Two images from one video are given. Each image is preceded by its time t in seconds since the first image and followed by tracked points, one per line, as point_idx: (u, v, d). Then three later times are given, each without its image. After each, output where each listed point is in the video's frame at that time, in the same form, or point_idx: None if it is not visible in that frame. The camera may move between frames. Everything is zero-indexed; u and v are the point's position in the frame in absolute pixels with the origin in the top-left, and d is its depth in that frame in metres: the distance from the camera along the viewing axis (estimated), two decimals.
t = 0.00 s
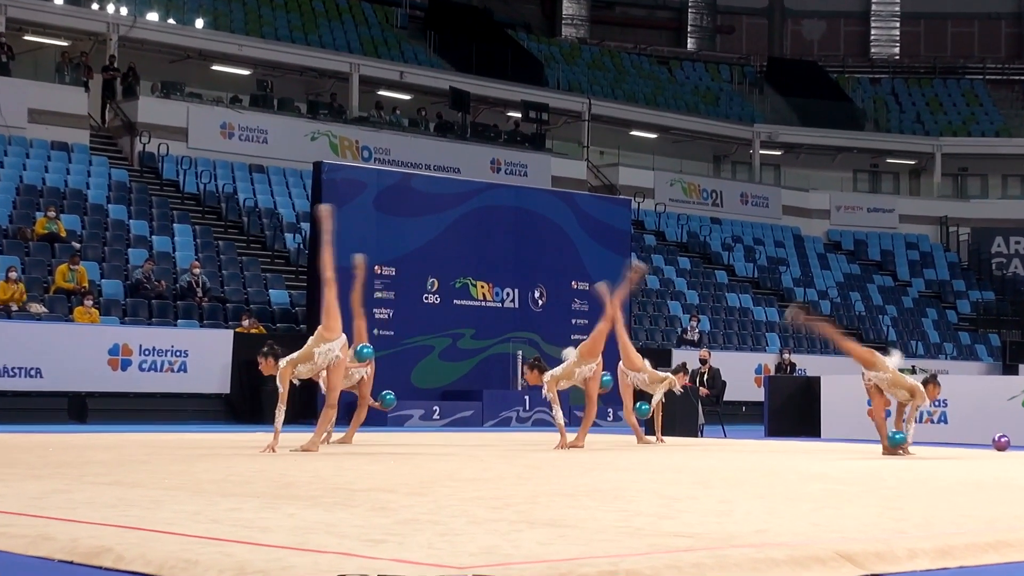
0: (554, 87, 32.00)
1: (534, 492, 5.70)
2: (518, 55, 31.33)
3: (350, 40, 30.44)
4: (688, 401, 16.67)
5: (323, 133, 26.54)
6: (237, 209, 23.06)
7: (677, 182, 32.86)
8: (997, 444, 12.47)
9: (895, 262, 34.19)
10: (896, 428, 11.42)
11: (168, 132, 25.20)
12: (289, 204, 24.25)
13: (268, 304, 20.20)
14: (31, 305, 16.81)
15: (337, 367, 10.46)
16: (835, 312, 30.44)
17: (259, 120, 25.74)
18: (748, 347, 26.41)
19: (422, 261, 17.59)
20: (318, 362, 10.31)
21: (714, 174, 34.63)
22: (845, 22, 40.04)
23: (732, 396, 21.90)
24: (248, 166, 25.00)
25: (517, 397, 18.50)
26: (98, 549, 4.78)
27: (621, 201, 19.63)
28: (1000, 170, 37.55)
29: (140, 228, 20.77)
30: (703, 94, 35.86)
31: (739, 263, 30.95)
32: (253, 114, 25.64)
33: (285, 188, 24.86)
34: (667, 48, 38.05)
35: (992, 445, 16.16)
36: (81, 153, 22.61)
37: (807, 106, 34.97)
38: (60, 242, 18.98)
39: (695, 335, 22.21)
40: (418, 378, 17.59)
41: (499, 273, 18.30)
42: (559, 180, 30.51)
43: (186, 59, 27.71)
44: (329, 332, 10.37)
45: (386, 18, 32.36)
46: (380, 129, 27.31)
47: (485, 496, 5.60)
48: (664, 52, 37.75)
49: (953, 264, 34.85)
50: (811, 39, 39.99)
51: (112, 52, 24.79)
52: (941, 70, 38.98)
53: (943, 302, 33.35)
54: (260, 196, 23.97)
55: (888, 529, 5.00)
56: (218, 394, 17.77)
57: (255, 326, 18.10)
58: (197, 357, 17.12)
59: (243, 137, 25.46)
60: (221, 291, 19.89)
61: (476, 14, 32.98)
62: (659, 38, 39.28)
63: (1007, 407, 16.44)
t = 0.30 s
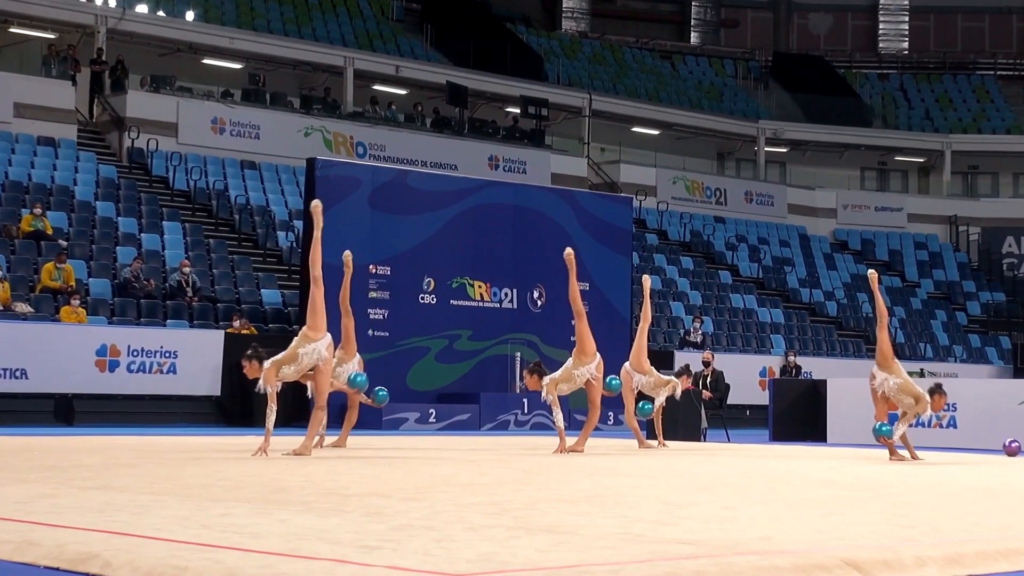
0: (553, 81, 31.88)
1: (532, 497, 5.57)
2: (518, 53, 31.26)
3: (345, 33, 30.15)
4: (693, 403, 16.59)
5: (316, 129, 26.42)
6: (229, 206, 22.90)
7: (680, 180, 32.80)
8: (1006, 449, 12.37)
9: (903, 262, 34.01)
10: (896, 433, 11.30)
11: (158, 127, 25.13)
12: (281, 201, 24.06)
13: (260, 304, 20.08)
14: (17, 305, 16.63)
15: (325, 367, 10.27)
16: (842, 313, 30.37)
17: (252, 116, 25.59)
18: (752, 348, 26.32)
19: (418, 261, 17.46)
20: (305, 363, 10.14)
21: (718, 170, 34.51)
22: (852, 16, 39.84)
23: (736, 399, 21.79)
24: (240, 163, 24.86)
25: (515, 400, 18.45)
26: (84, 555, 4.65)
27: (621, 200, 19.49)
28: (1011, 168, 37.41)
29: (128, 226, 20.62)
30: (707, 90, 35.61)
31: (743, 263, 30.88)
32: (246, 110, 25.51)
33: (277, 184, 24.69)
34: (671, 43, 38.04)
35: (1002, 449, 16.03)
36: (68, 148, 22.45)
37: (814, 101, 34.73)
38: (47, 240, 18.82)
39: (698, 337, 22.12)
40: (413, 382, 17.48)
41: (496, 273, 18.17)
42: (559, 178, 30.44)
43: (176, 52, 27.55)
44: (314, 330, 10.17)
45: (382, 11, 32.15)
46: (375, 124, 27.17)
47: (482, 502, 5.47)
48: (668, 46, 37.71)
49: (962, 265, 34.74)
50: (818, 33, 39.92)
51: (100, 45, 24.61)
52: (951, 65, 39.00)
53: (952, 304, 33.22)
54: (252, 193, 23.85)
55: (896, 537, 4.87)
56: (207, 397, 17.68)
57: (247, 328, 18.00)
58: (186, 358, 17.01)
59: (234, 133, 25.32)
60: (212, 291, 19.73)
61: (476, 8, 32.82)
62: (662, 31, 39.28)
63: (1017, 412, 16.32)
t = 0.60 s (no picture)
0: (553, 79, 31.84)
1: (529, 501, 5.48)
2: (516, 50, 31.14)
3: (340, 28, 30.06)
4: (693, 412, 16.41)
5: (310, 126, 26.32)
6: (222, 204, 22.77)
7: (681, 179, 32.73)
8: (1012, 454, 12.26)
9: (908, 262, 33.88)
10: (907, 433, 11.19)
11: (150, 124, 24.77)
12: (275, 200, 23.97)
13: (253, 303, 20.00)
14: (7, 304, 16.55)
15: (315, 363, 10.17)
16: (845, 315, 30.23)
17: (244, 112, 25.54)
18: (754, 350, 26.25)
19: (414, 260, 17.37)
20: (294, 358, 10.05)
21: (720, 169, 34.45)
22: (857, 11, 39.97)
23: (738, 401, 21.68)
24: (233, 160, 24.77)
25: (513, 403, 18.23)
26: (74, 559, 4.57)
27: (623, 198, 19.36)
28: (1017, 167, 37.32)
29: (118, 223, 20.60)
30: (709, 87, 35.73)
31: (745, 263, 30.73)
32: (239, 106, 25.46)
33: (270, 182, 24.62)
34: (672, 39, 38.00)
35: (1009, 453, 15.91)
36: (58, 145, 22.38)
37: (816, 99, 34.74)
38: (36, 238, 18.76)
39: (699, 339, 22.05)
40: (410, 383, 17.40)
41: (494, 272, 18.06)
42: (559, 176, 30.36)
43: (169, 47, 27.47)
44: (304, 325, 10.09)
45: (378, 6, 32.02)
46: (372, 121, 27.08)
47: (479, 506, 5.38)
48: (669, 42, 37.64)
49: (968, 265, 34.59)
50: (822, 29, 39.96)
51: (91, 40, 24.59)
52: (957, 62, 38.88)
53: (958, 305, 33.11)
54: (245, 191, 23.75)
55: (900, 542, 4.79)
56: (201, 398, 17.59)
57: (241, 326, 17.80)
58: (178, 359, 16.91)
59: (227, 130, 25.24)
60: (205, 290, 19.62)
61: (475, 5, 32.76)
62: (664, 27, 39.21)
63: None
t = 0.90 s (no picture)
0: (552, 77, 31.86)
1: (527, 499, 5.48)
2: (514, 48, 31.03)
3: (338, 27, 30.04)
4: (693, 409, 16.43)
5: (309, 124, 26.31)
6: (220, 202, 22.77)
7: (680, 177, 32.86)
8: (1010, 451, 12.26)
9: (906, 261, 33.82)
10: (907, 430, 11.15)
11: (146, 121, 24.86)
12: (274, 197, 23.99)
13: (252, 301, 20.06)
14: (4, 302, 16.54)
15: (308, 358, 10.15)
16: (843, 313, 30.31)
17: (242, 110, 25.52)
18: (752, 348, 26.25)
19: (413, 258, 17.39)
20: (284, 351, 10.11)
21: (719, 168, 34.45)
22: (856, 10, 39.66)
23: (735, 400, 21.69)
24: (232, 157, 24.77)
25: (512, 400, 18.15)
26: (72, 556, 4.57)
27: (621, 196, 19.39)
28: (1015, 166, 37.38)
29: (116, 222, 20.58)
30: (707, 85, 35.73)
31: (743, 262, 30.75)
32: (237, 104, 25.45)
33: (269, 180, 24.63)
34: (670, 38, 38.00)
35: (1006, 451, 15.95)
36: (56, 143, 22.34)
37: (815, 98, 34.80)
38: (34, 235, 18.66)
39: (698, 337, 22.02)
40: (408, 382, 17.41)
41: (493, 270, 18.07)
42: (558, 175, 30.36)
43: (167, 45, 27.47)
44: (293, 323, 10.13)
45: (376, 4, 31.96)
46: (370, 119, 27.10)
47: (477, 503, 5.38)
48: (667, 41, 37.65)
49: (966, 264, 34.66)
50: (821, 29, 39.80)
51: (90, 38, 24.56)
52: (955, 61, 39.18)
53: (957, 304, 33.19)
54: (244, 189, 23.71)
55: (897, 541, 4.80)
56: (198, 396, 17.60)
57: (238, 325, 17.75)
58: (176, 357, 16.93)
59: (226, 128, 25.23)
60: (203, 287, 19.66)
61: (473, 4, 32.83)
62: (663, 25, 39.16)
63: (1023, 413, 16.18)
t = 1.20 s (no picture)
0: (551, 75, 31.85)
1: (526, 497, 5.48)
2: (513, 45, 30.98)
3: (336, 25, 30.04)
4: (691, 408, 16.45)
5: (307, 121, 26.28)
6: (218, 200, 22.75)
7: (678, 175, 32.63)
8: (1007, 449, 12.28)
9: (904, 258, 33.83)
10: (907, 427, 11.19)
11: (143, 119, 24.77)
12: (272, 195, 24.04)
13: (250, 299, 20.14)
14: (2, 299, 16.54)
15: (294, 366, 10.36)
16: (842, 312, 30.40)
17: (240, 108, 25.48)
18: (751, 347, 26.27)
19: (411, 256, 17.36)
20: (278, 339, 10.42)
21: (718, 166, 34.43)
22: (854, 8, 39.98)
23: (733, 398, 21.68)
24: (230, 155, 24.77)
25: (510, 398, 18.29)
26: (71, 554, 4.58)
27: (620, 195, 19.44)
28: (1013, 163, 37.35)
29: (115, 220, 20.54)
30: (706, 82, 35.65)
31: (742, 260, 30.75)
32: (234, 101, 25.38)
33: (267, 178, 24.65)
34: (668, 35, 37.95)
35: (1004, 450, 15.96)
36: (54, 140, 22.32)
37: (813, 95, 34.77)
38: (32, 233, 18.64)
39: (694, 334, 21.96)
40: (404, 378, 17.35)
41: (491, 268, 18.08)
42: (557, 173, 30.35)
43: (165, 43, 27.42)
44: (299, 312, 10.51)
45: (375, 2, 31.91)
46: (368, 117, 27.07)
47: (475, 502, 5.38)
48: (665, 39, 37.60)
49: (964, 262, 34.73)
50: (818, 26, 40.09)
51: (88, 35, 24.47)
52: (954, 59, 38.98)
53: (954, 302, 33.29)
54: (241, 186, 23.71)
55: (896, 538, 4.81)
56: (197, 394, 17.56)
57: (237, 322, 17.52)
58: (174, 354, 16.90)
59: (224, 126, 25.18)
60: (201, 286, 19.73)
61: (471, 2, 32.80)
62: (662, 23, 39.05)
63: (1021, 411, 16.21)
